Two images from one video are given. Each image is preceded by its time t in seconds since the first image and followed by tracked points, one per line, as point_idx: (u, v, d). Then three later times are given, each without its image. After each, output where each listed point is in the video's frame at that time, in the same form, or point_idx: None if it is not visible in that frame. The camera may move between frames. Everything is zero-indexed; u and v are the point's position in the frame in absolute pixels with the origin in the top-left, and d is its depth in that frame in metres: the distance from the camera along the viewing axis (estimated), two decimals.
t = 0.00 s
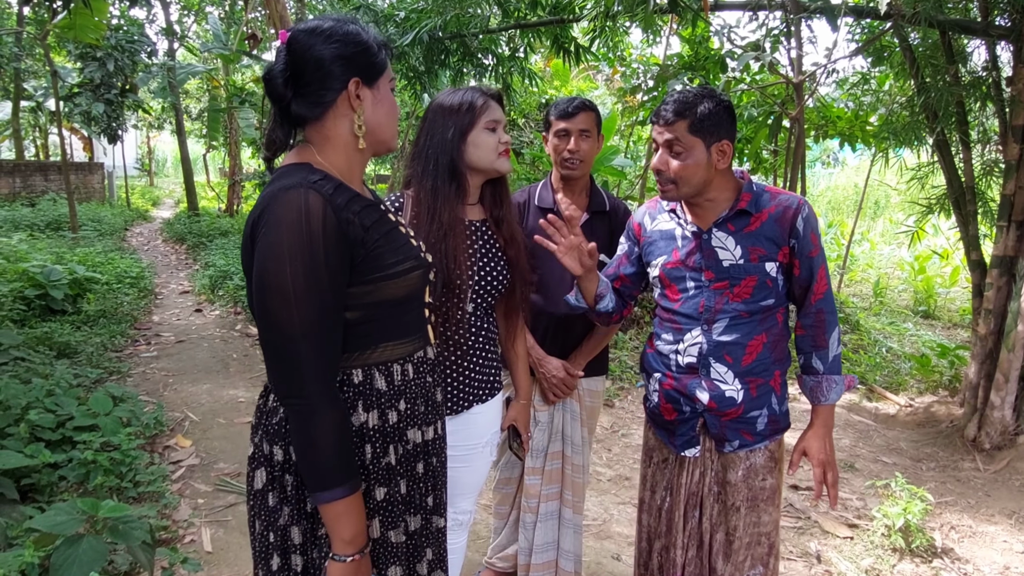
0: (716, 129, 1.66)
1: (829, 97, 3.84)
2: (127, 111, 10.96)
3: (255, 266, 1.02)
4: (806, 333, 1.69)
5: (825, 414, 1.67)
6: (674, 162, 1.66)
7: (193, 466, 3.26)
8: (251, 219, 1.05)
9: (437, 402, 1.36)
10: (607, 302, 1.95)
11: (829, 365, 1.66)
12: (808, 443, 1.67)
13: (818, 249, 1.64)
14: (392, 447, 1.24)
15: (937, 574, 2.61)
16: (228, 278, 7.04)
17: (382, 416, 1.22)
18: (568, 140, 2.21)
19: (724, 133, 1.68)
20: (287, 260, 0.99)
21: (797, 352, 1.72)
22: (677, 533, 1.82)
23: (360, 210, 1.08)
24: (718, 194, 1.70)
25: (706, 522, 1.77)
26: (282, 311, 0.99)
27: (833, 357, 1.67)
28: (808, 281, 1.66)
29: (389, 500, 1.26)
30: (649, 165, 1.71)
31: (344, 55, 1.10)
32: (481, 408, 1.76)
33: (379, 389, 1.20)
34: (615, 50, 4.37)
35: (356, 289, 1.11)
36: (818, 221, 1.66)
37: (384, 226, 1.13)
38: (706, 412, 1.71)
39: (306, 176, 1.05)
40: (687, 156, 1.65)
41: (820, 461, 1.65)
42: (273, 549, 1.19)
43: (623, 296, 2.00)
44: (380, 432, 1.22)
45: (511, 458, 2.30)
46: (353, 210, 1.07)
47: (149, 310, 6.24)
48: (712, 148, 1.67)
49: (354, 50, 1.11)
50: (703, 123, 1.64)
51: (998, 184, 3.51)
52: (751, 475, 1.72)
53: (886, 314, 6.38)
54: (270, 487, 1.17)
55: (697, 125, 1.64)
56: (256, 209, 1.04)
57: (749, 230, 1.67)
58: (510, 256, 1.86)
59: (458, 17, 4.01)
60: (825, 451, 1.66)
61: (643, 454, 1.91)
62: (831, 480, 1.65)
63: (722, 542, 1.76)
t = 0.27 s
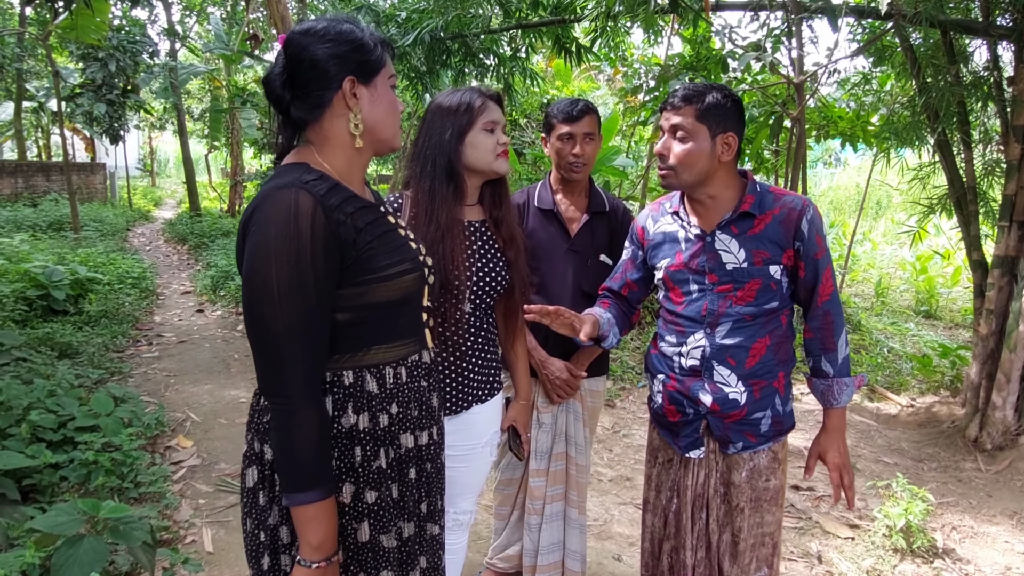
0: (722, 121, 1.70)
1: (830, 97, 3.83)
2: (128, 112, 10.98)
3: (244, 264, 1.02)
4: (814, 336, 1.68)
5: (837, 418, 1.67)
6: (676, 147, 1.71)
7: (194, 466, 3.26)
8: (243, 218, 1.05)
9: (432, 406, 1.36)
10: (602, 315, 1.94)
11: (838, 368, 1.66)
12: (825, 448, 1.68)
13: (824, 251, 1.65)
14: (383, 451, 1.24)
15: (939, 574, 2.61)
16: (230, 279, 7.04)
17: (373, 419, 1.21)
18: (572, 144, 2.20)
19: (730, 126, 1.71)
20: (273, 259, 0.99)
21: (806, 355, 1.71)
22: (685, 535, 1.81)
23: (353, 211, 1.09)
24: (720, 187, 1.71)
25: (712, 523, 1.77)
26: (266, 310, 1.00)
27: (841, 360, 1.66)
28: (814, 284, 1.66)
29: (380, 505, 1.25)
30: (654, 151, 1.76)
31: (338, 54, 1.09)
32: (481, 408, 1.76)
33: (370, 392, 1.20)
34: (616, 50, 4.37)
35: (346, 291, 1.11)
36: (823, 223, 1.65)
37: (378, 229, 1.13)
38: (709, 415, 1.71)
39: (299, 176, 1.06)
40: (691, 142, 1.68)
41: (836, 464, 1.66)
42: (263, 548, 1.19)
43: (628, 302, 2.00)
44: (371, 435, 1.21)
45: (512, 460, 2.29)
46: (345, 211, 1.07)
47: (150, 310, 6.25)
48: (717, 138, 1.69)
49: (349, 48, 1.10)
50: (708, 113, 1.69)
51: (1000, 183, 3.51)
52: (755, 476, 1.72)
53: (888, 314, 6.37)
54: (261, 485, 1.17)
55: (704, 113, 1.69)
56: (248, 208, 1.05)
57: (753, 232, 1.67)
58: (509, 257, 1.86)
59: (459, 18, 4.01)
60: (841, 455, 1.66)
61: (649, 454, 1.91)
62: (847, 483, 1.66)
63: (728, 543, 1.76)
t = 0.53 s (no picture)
0: (726, 110, 1.71)
1: (830, 97, 3.83)
2: (129, 112, 10.97)
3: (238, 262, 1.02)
4: (809, 339, 1.68)
5: (827, 422, 1.67)
6: (683, 138, 1.71)
7: (194, 466, 3.26)
8: (239, 216, 1.06)
9: (429, 408, 1.36)
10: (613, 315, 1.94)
11: (831, 371, 1.66)
12: (810, 451, 1.67)
13: (823, 253, 1.63)
14: (379, 452, 1.24)
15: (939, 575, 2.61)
16: (230, 279, 7.04)
17: (369, 420, 1.21)
18: (570, 144, 2.20)
19: (735, 115, 1.72)
20: (266, 257, 0.99)
21: (801, 357, 1.71)
22: (685, 535, 1.80)
23: (350, 209, 1.09)
24: (725, 178, 1.72)
25: (711, 523, 1.76)
26: (259, 308, 1.00)
27: (836, 364, 1.66)
28: (812, 286, 1.65)
29: (376, 505, 1.24)
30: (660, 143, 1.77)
31: (344, 56, 1.09)
32: (480, 408, 1.76)
33: (367, 392, 1.20)
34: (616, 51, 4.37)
35: (341, 290, 1.11)
36: (823, 225, 1.64)
37: (375, 228, 1.13)
38: (704, 415, 1.71)
39: (295, 175, 1.06)
40: (696, 132, 1.69)
41: (823, 468, 1.65)
42: (259, 546, 1.19)
43: (637, 305, 2.01)
44: (367, 435, 1.21)
45: (513, 461, 2.29)
46: (340, 210, 1.08)
47: (150, 311, 6.25)
48: (720, 128, 1.70)
49: (354, 49, 1.10)
50: (712, 103, 1.70)
51: (1001, 183, 3.51)
52: (751, 478, 1.72)
53: (888, 314, 6.37)
54: (258, 484, 1.18)
55: (706, 104, 1.70)
56: (245, 205, 1.05)
57: (752, 232, 1.67)
58: (509, 257, 1.86)
59: (459, 18, 4.02)
60: (827, 458, 1.65)
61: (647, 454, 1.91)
62: (834, 487, 1.65)
63: (726, 544, 1.75)
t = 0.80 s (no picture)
0: (718, 112, 1.71)
1: (831, 97, 3.83)
2: (130, 113, 10.99)
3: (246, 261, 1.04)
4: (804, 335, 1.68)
5: (809, 411, 1.59)
6: (675, 142, 1.72)
7: (196, 466, 3.27)
8: (246, 216, 1.06)
9: (436, 405, 1.37)
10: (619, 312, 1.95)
11: (822, 366, 1.63)
12: (781, 432, 1.59)
13: (820, 252, 1.62)
14: (386, 449, 1.24)
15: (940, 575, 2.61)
16: (232, 279, 7.05)
17: (376, 417, 1.22)
18: (565, 145, 2.21)
19: (729, 118, 1.71)
20: (273, 255, 1.00)
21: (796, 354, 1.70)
22: (677, 535, 1.81)
23: (355, 209, 1.10)
24: (719, 181, 1.73)
25: (703, 523, 1.77)
26: (266, 305, 1.01)
27: (833, 357, 1.63)
28: (809, 285, 1.64)
29: (383, 502, 1.25)
30: (654, 148, 1.78)
31: (356, 62, 1.10)
32: (481, 408, 1.78)
33: (373, 390, 1.21)
34: (616, 51, 4.38)
35: (348, 289, 1.12)
36: (819, 223, 1.63)
37: (380, 227, 1.14)
38: (700, 414, 1.72)
39: (300, 175, 1.07)
40: (687, 137, 1.70)
41: (792, 447, 1.56)
42: (267, 544, 1.20)
43: (642, 306, 2.02)
44: (373, 433, 1.22)
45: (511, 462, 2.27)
46: (346, 208, 1.08)
47: (152, 311, 6.26)
48: (713, 131, 1.70)
49: (365, 55, 1.12)
50: (704, 106, 1.71)
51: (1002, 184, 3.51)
52: (748, 478, 1.72)
53: (889, 314, 6.38)
54: (266, 483, 1.19)
55: (698, 107, 1.71)
56: (252, 204, 1.06)
57: (748, 232, 1.68)
58: (510, 258, 1.86)
59: (460, 19, 4.02)
60: (798, 438, 1.57)
61: (645, 454, 1.91)
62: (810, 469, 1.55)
63: (720, 544, 1.76)
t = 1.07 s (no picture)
0: (721, 116, 1.71)
1: (834, 98, 3.83)
2: (133, 113, 11.01)
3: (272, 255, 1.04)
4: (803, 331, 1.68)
5: (780, 367, 1.54)
6: (677, 144, 1.72)
7: (200, 466, 3.28)
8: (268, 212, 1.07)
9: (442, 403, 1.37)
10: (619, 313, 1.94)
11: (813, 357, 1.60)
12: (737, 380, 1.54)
13: (816, 250, 1.63)
14: (398, 445, 1.25)
15: None
16: (235, 279, 7.07)
17: (390, 413, 1.23)
18: (555, 142, 2.22)
19: (730, 122, 1.72)
20: (304, 251, 1.01)
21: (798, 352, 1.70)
22: (676, 534, 1.82)
23: (377, 207, 1.11)
24: (719, 184, 1.73)
25: (704, 523, 1.78)
26: (295, 301, 1.01)
27: (822, 338, 1.59)
28: (806, 284, 1.63)
29: (394, 498, 1.26)
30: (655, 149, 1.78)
31: (380, 69, 1.12)
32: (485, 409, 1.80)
33: (387, 386, 1.22)
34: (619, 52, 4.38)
35: (369, 285, 1.12)
36: (816, 222, 1.64)
37: (400, 226, 1.15)
38: (704, 414, 1.72)
39: (327, 172, 1.07)
40: (691, 139, 1.70)
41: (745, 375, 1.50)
42: (280, 540, 1.20)
43: (642, 306, 2.02)
44: (386, 429, 1.23)
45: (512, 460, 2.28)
46: (370, 206, 1.09)
47: (156, 311, 6.27)
48: (715, 134, 1.70)
49: (389, 62, 1.14)
50: (706, 109, 1.71)
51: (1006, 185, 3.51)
52: (752, 477, 1.72)
53: (893, 315, 6.37)
54: (277, 480, 1.19)
55: (700, 110, 1.71)
56: (276, 200, 1.06)
57: (747, 232, 1.68)
58: (512, 259, 1.84)
59: (463, 19, 4.03)
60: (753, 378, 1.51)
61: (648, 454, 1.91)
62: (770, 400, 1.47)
63: (723, 544, 1.76)
